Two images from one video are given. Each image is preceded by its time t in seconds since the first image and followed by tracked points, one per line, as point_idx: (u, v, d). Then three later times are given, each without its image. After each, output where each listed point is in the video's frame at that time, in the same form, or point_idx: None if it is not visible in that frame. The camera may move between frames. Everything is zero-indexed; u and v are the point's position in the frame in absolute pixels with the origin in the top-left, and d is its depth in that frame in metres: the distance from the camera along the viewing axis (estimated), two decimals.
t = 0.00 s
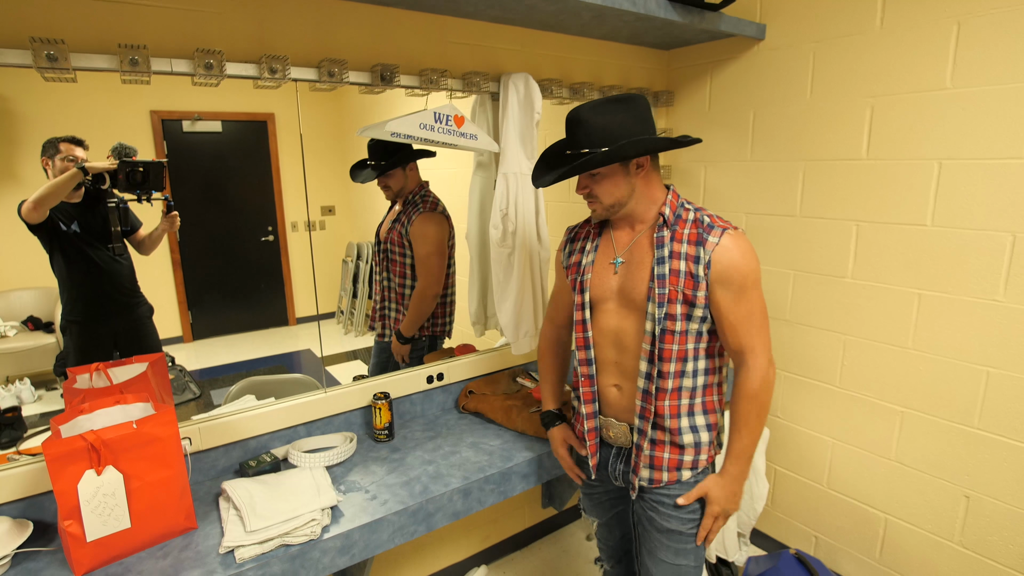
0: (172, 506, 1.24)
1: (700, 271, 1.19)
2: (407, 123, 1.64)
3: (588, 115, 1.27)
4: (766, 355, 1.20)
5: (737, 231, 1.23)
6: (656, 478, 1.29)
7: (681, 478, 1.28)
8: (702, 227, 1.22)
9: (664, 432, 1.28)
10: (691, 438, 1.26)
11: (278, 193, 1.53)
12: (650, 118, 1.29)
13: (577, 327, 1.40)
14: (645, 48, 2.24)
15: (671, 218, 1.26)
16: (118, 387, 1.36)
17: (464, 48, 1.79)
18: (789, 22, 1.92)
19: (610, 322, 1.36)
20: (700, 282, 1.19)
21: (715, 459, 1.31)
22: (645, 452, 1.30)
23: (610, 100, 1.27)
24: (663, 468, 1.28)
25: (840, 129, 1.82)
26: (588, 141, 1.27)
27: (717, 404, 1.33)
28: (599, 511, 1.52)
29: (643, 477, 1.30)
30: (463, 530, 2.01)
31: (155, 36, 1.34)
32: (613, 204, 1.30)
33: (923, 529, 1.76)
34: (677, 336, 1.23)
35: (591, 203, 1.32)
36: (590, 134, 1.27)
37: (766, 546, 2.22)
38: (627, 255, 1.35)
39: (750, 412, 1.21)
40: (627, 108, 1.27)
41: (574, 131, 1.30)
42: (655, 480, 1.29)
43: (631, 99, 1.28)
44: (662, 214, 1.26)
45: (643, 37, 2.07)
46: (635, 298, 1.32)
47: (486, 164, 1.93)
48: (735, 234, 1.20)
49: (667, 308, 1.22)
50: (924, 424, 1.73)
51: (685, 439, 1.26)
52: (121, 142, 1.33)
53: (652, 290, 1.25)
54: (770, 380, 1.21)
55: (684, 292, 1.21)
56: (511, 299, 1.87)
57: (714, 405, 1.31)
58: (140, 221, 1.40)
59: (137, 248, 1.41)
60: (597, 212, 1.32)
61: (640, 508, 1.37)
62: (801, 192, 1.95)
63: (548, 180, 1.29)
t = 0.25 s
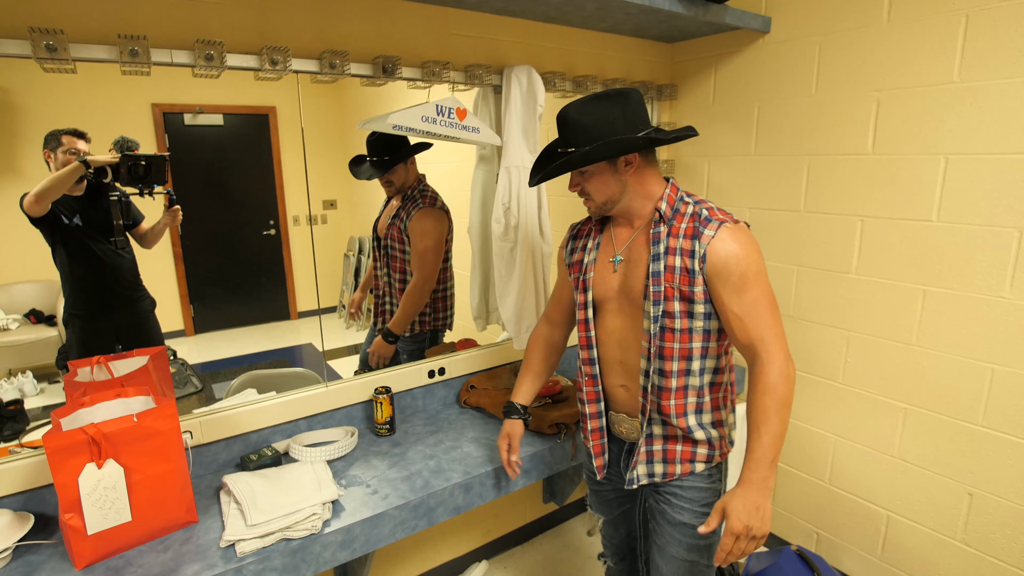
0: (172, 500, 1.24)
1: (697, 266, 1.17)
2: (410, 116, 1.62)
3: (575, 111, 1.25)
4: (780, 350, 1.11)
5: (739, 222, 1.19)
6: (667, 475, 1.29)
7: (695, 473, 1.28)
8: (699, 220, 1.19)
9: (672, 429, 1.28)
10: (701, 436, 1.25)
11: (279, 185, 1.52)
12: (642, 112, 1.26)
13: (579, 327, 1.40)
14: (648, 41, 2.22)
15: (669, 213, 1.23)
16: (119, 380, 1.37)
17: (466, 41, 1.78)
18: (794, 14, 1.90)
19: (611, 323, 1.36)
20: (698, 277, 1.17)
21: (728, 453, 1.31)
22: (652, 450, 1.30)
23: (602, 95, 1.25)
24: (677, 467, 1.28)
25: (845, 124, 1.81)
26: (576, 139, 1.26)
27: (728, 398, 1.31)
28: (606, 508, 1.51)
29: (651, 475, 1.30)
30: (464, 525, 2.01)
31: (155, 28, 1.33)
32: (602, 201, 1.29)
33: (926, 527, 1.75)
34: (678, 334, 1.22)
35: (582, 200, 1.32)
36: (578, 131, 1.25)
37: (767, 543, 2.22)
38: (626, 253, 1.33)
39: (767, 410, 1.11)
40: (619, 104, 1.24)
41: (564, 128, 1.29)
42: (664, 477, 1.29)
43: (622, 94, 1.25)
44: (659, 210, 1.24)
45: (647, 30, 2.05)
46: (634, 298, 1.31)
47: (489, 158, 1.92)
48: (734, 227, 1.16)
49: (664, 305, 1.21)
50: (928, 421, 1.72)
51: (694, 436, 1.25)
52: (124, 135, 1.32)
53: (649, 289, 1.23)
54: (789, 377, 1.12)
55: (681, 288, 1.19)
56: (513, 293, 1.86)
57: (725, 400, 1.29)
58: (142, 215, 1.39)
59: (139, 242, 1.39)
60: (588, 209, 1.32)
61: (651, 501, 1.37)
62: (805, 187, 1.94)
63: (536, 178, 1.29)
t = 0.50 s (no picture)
0: (172, 500, 1.23)
1: (702, 278, 1.10)
2: (413, 115, 1.62)
3: (587, 113, 1.23)
4: (786, 380, 1.02)
5: (763, 232, 1.08)
6: (672, 499, 1.26)
7: (696, 500, 1.25)
8: (713, 228, 1.11)
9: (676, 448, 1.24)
10: (707, 463, 1.20)
11: (283, 186, 1.52)
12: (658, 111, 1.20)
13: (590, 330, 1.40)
14: (653, 41, 2.21)
15: (683, 218, 1.16)
16: (120, 379, 1.37)
17: (470, 40, 1.77)
18: (801, 14, 1.88)
19: (622, 328, 1.34)
20: (702, 290, 1.10)
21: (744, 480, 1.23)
22: (654, 469, 1.28)
23: (613, 96, 1.21)
24: (678, 489, 1.26)
25: (852, 125, 1.79)
26: (586, 141, 1.24)
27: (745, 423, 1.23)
28: (612, 517, 1.52)
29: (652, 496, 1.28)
30: (466, 526, 2.01)
31: (158, 26, 1.33)
32: (614, 204, 1.27)
33: (931, 532, 1.74)
34: (683, 349, 1.17)
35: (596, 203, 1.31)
36: (588, 133, 1.24)
37: (770, 546, 2.20)
38: (639, 259, 1.31)
39: (757, 441, 1.03)
40: (631, 103, 1.19)
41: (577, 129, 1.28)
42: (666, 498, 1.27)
43: (636, 93, 1.20)
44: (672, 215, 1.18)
45: (652, 30, 2.04)
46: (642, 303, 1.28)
47: (492, 157, 1.91)
48: (753, 236, 1.06)
49: (665, 317, 1.16)
50: (934, 426, 1.70)
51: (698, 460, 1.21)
52: (128, 133, 1.31)
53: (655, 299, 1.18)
54: (792, 413, 1.02)
55: (683, 300, 1.14)
56: (516, 294, 1.85)
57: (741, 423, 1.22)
58: (147, 213, 1.39)
59: (144, 241, 1.40)
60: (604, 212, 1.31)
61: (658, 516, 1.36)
62: (811, 188, 1.92)
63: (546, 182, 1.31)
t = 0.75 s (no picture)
0: (172, 492, 1.23)
1: (712, 300, 0.98)
2: (420, 107, 1.59)
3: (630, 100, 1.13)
4: (787, 431, 0.86)
5: (801, 255, 0.90)
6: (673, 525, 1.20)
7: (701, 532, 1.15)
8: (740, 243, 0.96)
9: (682, 473, 1.17)
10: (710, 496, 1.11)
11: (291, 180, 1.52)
12: (708, 99, 1.03)
13: (624, 325, 1.38)
14: (666, 35, 2.18)
15: (716, 228, 1.04)
16: (122, 369, 1.36)
17: (480, 32, 1.75)
18: (817, 9, 1.84)
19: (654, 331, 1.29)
20: (712, 312, 0.99)
21: (762, 527, 1.08)
22: (655, 491, 1.21)
23: (661, 81, 1.08)
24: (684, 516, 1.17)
25: (867, 123, 1.76)
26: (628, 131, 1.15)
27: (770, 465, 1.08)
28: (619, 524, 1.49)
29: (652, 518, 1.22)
30: (467, 523, 2.00)
31: (164, 13, 1.31)
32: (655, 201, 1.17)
33: (939, 539, 1.71)
34: (693, 371, 1.08)
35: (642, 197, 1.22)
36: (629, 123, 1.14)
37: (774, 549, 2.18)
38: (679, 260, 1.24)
39: (731, 484, 0.90)
40: (674, 92, 1.05)
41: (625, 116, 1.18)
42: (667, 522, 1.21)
43: (686, 77, 1.05)
44: (705, 223, 1.06)
45: (665, 24, 2.01)
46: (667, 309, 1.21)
47: (501, 151, 1.88)
48: (791, 258, 0.90)
49: (676, 334, 1.08)
50: (946, 431, 1.67)
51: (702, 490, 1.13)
52: (140, 123, 1.31)
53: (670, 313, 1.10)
54: (784, 470, 0.87)
55: (694, 319, 1.03)
56: (522, 290, 1.82)
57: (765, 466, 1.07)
58: (158, 203, 1.39)
59: (155, 229, 1.40)
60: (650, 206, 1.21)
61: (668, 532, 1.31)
62: (824, 187, 1.89)
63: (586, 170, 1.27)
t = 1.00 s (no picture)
0: (157, 491, 1.21)
1: (695, 303, 0.95)
2: (415, 101, 1.62)
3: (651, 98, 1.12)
4: (701, 436, 0.83)
5: (791, 271, 0.84)
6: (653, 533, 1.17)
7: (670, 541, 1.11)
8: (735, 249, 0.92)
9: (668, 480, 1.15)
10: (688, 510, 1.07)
11: (289, 178, 1.50)
12: (718, 96, 0.99)
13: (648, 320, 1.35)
14: (666, 31, 2.15)
15: (723, 232, 1.01)
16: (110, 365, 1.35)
17: (477, 25, 1.72)
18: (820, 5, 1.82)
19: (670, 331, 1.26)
20: (691, 315, 0.96)
21: (736, 550, 1.04)
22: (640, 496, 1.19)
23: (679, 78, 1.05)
24: (654, 522, 1.14)
25: (869, 122, 1.73)
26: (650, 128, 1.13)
27: (744, 490, 1.01)
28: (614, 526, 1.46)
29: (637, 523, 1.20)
30: (459, 523, 1.98)
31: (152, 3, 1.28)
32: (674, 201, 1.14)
33: (937, 544, 1.68)
34: (679, 375, 1.05)
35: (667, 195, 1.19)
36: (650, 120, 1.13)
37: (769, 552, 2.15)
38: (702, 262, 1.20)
39: (640, 472, 0.87)
40: (684, 90, 1.02)
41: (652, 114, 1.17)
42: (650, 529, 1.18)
43: (699, 75, 1.01)
44: (712, 225, 1.04)
45: (665, 19, 1.98)
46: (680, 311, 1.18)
47: (497, 147, 1.85)
48: (775, 273, 0.84)
49: (670, 335, 1.06)
50: (944, 435, 1.64)
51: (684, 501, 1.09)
52: (143, 117, 1.31)
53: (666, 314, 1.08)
54: (689, 473, 0.83)
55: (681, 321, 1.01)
56: (518, 287, 1.80)
57: (747, 488, 1.01)
58: (162, 198, 1.40)
59: (159, 225, 1.41)
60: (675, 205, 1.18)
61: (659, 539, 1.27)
62: (824, 186, 1.86)
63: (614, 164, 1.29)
